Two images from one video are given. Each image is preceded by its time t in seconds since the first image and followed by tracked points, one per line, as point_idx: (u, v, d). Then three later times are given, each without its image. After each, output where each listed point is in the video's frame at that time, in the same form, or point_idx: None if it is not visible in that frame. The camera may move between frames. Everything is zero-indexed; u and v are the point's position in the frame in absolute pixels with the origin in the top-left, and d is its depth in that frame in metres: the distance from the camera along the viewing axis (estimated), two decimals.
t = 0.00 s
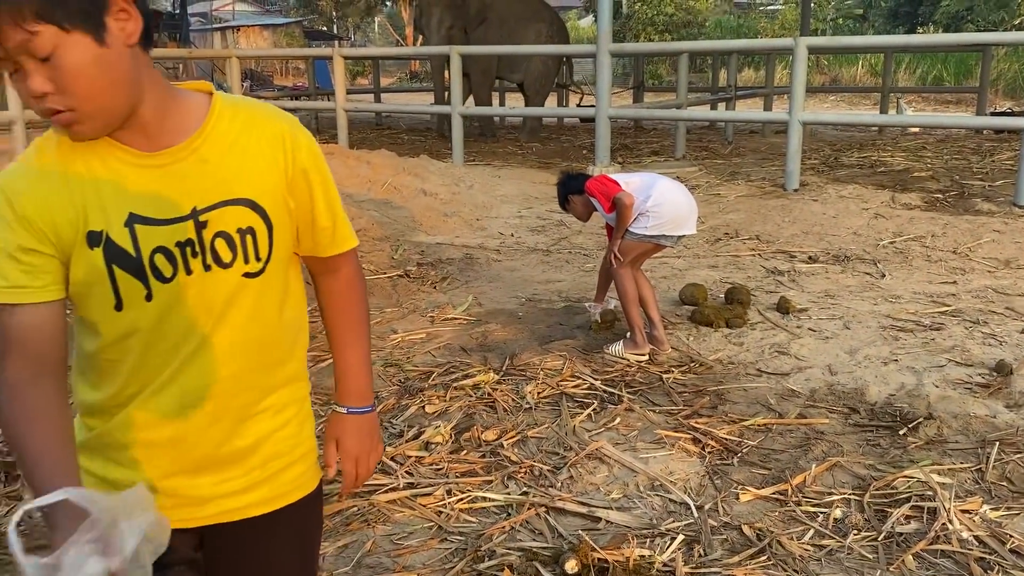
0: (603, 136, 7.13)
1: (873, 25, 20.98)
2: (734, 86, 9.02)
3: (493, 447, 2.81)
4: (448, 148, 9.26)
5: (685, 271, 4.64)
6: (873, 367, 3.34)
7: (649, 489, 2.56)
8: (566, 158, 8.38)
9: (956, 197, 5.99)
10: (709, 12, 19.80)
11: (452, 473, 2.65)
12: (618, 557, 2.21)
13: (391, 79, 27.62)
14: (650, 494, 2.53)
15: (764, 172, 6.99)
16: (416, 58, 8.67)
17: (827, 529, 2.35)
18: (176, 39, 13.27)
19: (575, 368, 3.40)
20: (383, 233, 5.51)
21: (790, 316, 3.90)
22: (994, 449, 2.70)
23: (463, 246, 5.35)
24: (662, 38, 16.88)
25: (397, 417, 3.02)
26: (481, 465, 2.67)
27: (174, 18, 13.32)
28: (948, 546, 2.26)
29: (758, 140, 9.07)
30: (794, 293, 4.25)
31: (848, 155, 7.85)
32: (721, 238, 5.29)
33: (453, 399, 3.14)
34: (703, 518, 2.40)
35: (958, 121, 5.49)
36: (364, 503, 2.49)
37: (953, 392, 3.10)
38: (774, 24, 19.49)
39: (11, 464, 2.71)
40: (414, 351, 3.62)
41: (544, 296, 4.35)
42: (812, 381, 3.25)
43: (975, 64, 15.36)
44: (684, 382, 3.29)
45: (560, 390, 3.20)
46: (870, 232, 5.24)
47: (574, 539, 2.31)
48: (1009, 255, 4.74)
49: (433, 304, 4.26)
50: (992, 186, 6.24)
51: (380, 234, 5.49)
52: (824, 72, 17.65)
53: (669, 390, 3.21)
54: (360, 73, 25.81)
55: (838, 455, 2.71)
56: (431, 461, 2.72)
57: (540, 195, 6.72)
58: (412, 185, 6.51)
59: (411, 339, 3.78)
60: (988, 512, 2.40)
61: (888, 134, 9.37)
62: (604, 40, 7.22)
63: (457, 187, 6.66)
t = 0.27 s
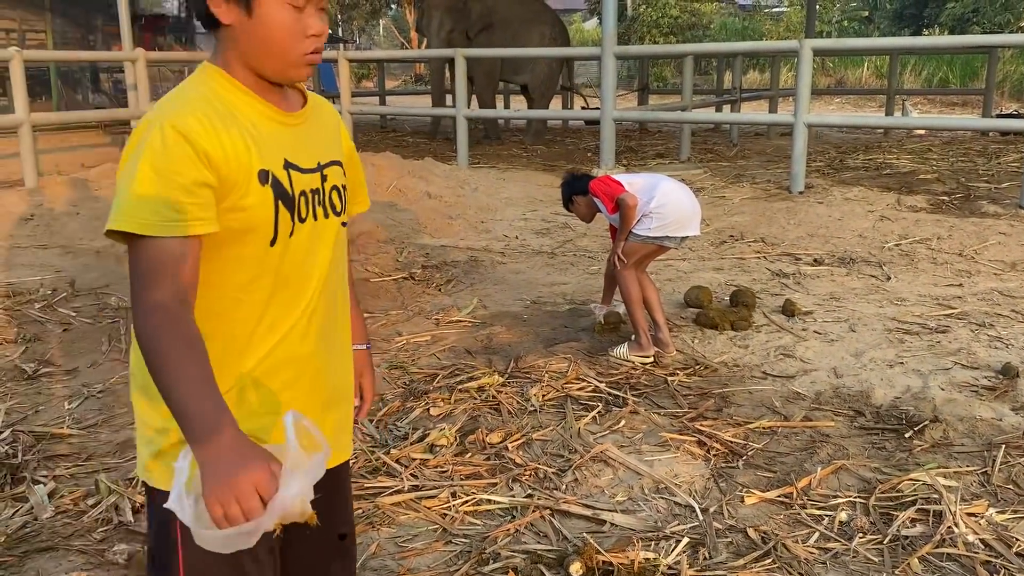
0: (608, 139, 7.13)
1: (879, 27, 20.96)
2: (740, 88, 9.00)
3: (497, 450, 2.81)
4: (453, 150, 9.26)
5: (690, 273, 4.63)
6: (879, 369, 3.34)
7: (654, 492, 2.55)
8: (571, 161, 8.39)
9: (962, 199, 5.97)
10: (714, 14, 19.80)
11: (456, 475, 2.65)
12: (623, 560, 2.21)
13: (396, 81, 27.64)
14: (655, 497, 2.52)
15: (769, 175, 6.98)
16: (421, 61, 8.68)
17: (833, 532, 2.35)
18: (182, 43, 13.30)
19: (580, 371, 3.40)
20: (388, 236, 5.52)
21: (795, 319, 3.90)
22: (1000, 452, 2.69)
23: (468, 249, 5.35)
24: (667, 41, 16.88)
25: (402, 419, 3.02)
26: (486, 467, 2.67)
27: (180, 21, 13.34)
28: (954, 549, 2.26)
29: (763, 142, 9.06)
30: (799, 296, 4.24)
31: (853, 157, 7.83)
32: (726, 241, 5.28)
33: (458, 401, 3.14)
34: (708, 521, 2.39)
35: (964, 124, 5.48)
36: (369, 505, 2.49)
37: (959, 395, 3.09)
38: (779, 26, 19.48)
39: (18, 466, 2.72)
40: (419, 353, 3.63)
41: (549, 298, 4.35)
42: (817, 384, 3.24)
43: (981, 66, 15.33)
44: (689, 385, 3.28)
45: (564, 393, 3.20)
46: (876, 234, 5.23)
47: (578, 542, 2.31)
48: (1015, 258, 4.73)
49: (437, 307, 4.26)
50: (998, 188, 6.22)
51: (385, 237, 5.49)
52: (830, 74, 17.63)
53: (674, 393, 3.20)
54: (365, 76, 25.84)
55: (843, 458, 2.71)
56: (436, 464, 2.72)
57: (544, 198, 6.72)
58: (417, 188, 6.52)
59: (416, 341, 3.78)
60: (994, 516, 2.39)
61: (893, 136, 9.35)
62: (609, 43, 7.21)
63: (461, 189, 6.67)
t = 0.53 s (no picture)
0: (611, 142, 7.13)
1: (882, 29, 20.96)
2: (743, 91, 9.00)
3: (501, 453, 2.81)
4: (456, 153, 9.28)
5: (692, 276, 4.63)
6: (882, 372, 3.33)
7: (657, 495, 2.55)
8: (573, 163, 8.39)
9: (965, 201, 5.97)
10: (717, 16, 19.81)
11: (460, 478, 2.65)
12: (627, 563, 2.21)
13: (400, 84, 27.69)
14: (658, 500, 2.52)
15: (772, 177, 6.98)
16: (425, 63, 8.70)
17: (837, 535, 2.34)
18: (185, 46, 13.33)
19: (583, 373, 3.40)
20: (391, 239, 5.52)
21: (798, 322, 3.89)
22: (1004, 455, 2.68)
23: (471, 251, 5.35)
24: (670, 43, 16.88)
25: (405, 422, 3.02)
26: (490, 471, 2.67)
27: (183, 25, 13.38)
28: (958, 552, 2.25)
29: (766, 145, 9.06)
30: (802, 298, 4.24)
31: (857, 159, 7.83)
32: (729, 243, 5.28)
33: (462, 404, 3.15)
34: (711, 524, 2.39)
35: (967, 126, 5.47)
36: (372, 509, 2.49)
37: (962, 398, 3.08)
38: (782, 29, 19.49)
39: (22, 469, 2.72)
40: (422, 356, 3.63)
41: (551, 301, 4.35)
42: (820, 387, 3.24)
43: (984, 68, 15.32)
44: (693, 387, 3.28)
45: (567, 396, 3.20)
46: (879, 237, 5.23)
47: (582, 545, 2.31)
48: (1018, 260, 4.72)
49: (440, 310, 4.26)
50: (1001, 190, 6.22)
51: (388, 240, 5.50)
52: (833, 76, 17.63)
53: (677, 396, 3.20)
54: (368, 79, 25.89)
55: (847, 461, 2.70)
56: (439, 467, 2.72)
57: (547, 200, 6.72)
58: (420, 191, 6.52)
59: (419, 344, 3.79)
60: (997, 519, 2.39)
61: (896, 138, 9.35)
62: (612, 45, 7.20)
63: (465, 192, 6.67)
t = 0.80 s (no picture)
0: (612, 144, 7.13)
1: (883, 32, 20.98)
2: (743, 93, 9.00)
3: (501, 455, 2.81)
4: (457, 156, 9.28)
5: (693, 278, 4.63)
6: (883, 375, 3.33)
7: (658, 498, 2.55)
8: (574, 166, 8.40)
9: (966, 204, 5.97)
10: (717, 18, 19.84)
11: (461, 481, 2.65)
12: (627, 567, 2.20)
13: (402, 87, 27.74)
14: (659, 503, 2.52)
15: (773, 179, 6.98)
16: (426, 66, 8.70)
17: (838, 538, 2.34)
18: (186, 49, 13.36)
19: (584, 376, 3.39)
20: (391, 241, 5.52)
21: (799, 324, 3.89)
22: (1005, 458, 2.68)
23: (472, 254, 5.35)
24: (671, 46, 16.89)
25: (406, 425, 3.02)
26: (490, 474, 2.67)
27: (184, 28, 13.40)
28: (960, 555, 2.25)
29: (767, 147, 9.06)
30: (803, 301, 4.24)
31: (857, 162, 7.83)
32: (730, 246, 5.28)
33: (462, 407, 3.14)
34: (712, 527, 2.39)
35: (967, 128, 5.46)
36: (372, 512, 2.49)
37: (963, 401, 3.08)
38: (783, 31, 19.52)
39: (22, 472, 2.72)
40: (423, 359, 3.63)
41: (552, 304, 4.35)
42: (821, 390, 3.23)
43: (985, 71, 15.33)
44: (694, 390, 3.28)
45: (568, 399, 3.20)
46: (880, 239, 5.23)
47: (582, 548, 2.30)
48: (1019, 263, 4.72)
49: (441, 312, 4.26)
50: (1002, 192, 6.21)
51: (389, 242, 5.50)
52: (834, 79, 17.65)
53: (678, 398, 3.20)
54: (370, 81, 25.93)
55: (848, 464, 2.70)
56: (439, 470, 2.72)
57: (548, 203, 6.73)
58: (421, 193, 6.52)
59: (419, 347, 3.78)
60: (999, 522, 2.38)
61: (897, 140, 9.35)
62: (613, 48, 7.20)
63: (465, 195, 6.67)
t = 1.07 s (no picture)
0: (610, 146, 7.13)
1: (881, 34, 21.01)
2: (742, 96, 9.01)
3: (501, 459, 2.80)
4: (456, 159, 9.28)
5: (692, 281, 4.63)
6: (882, 377, 3.33)
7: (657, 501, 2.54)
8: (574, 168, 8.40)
9: (965, 205, 5.97)
10: (716, 21, 19.87)
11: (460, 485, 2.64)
12: (627, 570, 2.20)
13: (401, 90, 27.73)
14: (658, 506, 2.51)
15: (772, 182, 6.99)
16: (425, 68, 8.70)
17: (839, 540, 2.34)
18: (185, 52, 13.36)
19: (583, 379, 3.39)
20: (390, 244, 5.52)
21: (798, 326, 3.89)
22: (1005, 460, 2.68)
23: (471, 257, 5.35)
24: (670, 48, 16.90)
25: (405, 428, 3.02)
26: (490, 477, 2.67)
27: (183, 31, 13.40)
28: (960, 558, 2.24)
29: (766, 149, 9.07)
30: (802, 303, 4.24)
31: (856, 164, 7.83)
32: (729, 248, 5.28)
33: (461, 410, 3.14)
34: (712, 530, 2.38)
35: (965, 131, 5.46)
36: (372, 515, 2.48)
37: (963, 403, 3.08)
38: (781, 34, 19.55)
39: (20, 476, 2.72)
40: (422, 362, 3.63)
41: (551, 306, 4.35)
42: (820, 392, 3.23)
43: (983, 73, 15.36)
44: (693, 393, 3.27)
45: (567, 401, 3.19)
46: (879, 241, 5.23)
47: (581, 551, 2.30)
48: (1018, 265, 4.72)
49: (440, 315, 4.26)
50: (1002, 194, 6.21)
51: (388, 245, 5.50)
52: (832, 81, 17.66)
53: (677, 401, 3.20)
54: (368, 84, 25.93)
55: (847, 466, 2.70)
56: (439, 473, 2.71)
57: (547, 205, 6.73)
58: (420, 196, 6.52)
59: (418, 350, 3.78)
60: (999, 524, 2.38)
61: (896, 142, 9.36)
62: (611, 51, 7.19)
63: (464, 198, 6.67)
